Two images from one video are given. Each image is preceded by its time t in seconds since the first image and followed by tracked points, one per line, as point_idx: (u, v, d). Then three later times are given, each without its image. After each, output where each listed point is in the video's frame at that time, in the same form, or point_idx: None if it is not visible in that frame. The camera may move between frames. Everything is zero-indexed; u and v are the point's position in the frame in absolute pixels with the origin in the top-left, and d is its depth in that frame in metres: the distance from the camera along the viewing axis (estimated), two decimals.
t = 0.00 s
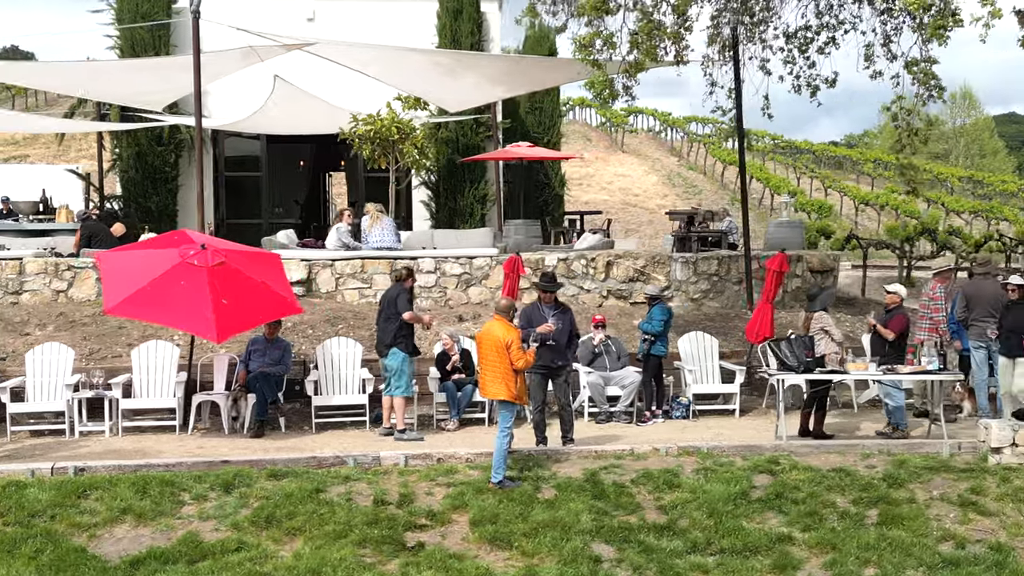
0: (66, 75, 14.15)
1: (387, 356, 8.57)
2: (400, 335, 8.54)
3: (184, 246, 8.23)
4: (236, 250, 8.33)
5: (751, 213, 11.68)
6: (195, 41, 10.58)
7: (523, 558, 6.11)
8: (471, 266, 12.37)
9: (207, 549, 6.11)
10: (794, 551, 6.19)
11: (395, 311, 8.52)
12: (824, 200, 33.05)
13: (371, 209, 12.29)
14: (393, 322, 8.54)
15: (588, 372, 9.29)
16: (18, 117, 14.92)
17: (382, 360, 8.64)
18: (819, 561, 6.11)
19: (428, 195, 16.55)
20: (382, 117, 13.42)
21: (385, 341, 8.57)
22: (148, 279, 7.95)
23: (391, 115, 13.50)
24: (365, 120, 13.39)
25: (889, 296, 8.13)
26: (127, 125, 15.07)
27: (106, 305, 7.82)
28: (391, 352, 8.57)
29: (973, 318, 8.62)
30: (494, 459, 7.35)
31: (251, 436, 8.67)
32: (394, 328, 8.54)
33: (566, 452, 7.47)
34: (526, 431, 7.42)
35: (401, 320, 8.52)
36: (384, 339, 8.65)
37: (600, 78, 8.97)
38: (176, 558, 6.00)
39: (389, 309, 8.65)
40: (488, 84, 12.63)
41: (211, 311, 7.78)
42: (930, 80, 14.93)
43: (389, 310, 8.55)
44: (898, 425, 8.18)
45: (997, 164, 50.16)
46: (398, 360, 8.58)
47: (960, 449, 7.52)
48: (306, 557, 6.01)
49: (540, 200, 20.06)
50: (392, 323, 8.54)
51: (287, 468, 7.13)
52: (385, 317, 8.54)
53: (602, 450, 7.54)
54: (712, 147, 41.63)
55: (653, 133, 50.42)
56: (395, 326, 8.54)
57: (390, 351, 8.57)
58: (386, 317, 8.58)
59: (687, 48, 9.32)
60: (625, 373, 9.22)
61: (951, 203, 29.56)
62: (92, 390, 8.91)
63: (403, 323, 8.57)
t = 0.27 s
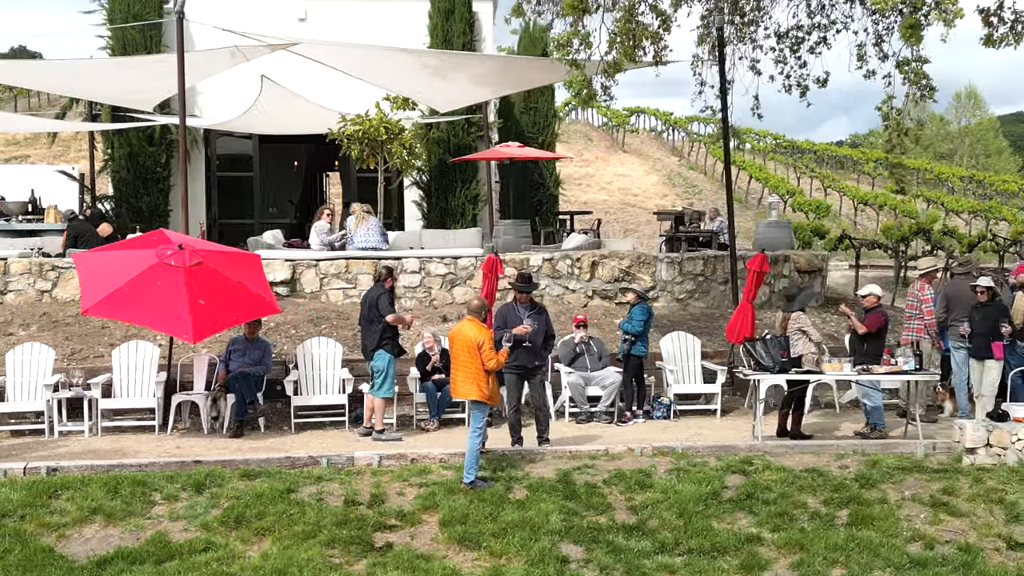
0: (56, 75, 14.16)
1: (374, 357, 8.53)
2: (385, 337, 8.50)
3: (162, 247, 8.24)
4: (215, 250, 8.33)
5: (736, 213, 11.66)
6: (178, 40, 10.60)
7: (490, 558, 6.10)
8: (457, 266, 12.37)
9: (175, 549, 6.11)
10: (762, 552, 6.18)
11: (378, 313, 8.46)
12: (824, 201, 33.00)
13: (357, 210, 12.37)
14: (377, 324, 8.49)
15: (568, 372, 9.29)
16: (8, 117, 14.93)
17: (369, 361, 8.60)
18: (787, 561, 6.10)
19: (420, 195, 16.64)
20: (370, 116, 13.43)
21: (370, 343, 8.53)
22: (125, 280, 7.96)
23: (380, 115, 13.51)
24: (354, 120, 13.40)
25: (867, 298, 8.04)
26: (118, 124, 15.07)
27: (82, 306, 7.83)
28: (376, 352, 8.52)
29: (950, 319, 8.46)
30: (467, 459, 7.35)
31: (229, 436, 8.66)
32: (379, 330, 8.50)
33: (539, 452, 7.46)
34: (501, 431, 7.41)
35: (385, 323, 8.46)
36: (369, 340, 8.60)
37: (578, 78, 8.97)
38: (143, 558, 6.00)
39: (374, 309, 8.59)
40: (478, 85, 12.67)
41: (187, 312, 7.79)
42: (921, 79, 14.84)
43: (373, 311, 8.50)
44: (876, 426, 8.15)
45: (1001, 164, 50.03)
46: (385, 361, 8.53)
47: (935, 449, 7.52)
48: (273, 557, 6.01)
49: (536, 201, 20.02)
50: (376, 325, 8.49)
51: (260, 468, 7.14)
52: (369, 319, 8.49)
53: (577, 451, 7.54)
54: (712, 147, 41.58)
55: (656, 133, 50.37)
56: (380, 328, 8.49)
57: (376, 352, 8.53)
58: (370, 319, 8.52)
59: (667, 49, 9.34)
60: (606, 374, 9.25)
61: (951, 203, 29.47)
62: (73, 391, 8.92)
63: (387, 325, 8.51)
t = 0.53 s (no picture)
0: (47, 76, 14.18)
1: (357, 358, 8.45)
2: (369, 339, 8.41)
3: (142, 247, 8.25)
4: (195, 251, 8.34)
5: (723, 213, 11.67)
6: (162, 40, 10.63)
7: (461, 558, 6.09)
8: (445, 267, 12.38)
9: (145, 549, 6.12)
10: (733, 552, 6.18)
11: (361, 314, 8.38)
12: (824, 200, 32.95)
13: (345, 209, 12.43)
14: (359, 326, 8.41)
15: (551, 372, 9.29)
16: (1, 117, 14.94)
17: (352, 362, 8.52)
18: (757, 562, 6.09)
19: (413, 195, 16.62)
20: (360, 116, 13.44)
21: (353, 344, 8.44)
22: (103, 281, 7.98)
23: (369, 115, 13.52)
24: (344, 120, 13.41)
25: (846, 296, 8.11)
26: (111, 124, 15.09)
27: (61, 306, 7.86)
28: (359, 353, 8.44)
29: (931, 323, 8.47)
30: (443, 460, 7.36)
31: (210, 435, 8.66)
32: (362, 332, 8.43)
33: (516, 453, 7.47)
34: (478, 432, 7.42)
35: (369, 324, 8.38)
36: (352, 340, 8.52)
37: (558, 78, 9.00)
38: (113, 558, 6.01)
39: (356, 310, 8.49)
40: (467, 86, 12.70)
41: (165, 313, 7.80)
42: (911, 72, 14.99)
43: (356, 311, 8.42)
44: (856, 426, 8.12)
45: (1005, 164, 49.88)
46: (369, 363, 8.44)
47: (912, 450, 7.52)
48: (244, 558, 6.01)
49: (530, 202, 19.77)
50: (358, 326, 8.41)
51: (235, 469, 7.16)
52: (351, 321, 8.40)
53: (554, 451, 7.55)
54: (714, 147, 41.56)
55: (659, 133, 50.35)
56: (363, 330, 8.42)
57: (358, 353, 8.44)
58: (352, 319, 8.44)
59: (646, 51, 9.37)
60: (588, 374, 9.25)
61: (950, 203, 29.40)
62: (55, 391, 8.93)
63: (369, 326, 8.44)
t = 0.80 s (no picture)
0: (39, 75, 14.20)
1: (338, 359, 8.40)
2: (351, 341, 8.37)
3: (124, 247, 8.26)
4: (178, 251, 8.34)
5: (710, 213, 11.67)
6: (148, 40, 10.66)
7: (433, 558, 6.09)
8: (434, 267, 12.39)
9: (117, 548, 6.12)
10: (705, 552, 6.17)
11: (345, 316, 8.35)
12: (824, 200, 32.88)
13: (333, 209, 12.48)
14: (342, 327, 8.37)
15: (534, 372, 9.29)
16: None
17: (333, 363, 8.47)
18: (729, 562, 6.08)
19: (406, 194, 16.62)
20: (351, 116, 13.45)
21: (336, 344, 8.38)
22: (84, 281, 7.99)
23: (360, 115, 13.54)
24: (334, 120, 13.42)
25: (826, 298, 8.08)
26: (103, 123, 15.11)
27: (41, 306, 7.88)
28: (341, 354, 8.39)
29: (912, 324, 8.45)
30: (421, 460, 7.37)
31: (193, 435, 8.67)
32: (345, 332, 8.39)
33: (494, 453, 7.48)
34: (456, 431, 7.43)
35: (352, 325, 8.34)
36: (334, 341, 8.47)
37: (539, 77, 9.03)
38: (85, 558, 6.02)
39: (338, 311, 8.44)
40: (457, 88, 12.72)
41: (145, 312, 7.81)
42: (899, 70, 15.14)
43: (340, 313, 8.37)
44: (837, 426, 8.11)
45: (1009, 163, 49.72)
46: (350, 364, 8.39)
47: (889, 450, 7.52)
48: (216, 557, 6.01)
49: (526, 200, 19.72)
50: (342, 328, 8.37)
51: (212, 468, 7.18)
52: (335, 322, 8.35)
53: (532, 451, 7.56)
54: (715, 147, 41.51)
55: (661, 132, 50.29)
56: (346, 332, 8.38)
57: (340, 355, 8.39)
58: (335, 320, 8.39)
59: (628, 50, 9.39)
60: (572, 374, 9.24)
61: (950, 203, 29.30)
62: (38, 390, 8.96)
63: (352, 328, 8.40)
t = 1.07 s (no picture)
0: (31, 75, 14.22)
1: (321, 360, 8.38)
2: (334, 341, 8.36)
3: (106, 246, 8.27)
4: (161, 251, 8.35)
5: (698, 213, 11.68)
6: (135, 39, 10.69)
7: (407, 558, 6.09)
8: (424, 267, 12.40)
9: (92, 548, 6.13)
10: (679, 552, 6.17)
11: (327, 315, 8.34)
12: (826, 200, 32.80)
13: (323, 209, 12.52)
14: (324, 327, 8.36)
15: (519, 372, 9.28)
16: None
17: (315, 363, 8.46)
18: (702, 562, 6.08)
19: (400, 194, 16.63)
20: (342, 116, 13.47)
21: (319, 344, 8.37)
22: (65, 281, 8.01)
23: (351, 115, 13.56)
24: (326, 120, 13.44)
25: (807, 298, 8.08)
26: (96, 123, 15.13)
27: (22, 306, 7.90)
28: (324, 355, 8.38)
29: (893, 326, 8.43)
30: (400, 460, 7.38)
31: (176, 435, 8.66)
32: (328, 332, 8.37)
33: (473, 453, 7.49)
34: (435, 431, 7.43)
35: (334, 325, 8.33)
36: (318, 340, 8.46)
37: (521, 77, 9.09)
38: (59, 557, 6.03)
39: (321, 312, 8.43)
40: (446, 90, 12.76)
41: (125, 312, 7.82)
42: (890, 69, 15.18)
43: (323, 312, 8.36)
44: (819, 426, 8.10)
45: (1015, 163, 49.51)
46: (331, 364, 8.39)
47: (868, 451, 7.52)
48: (190, 557, 6.02)
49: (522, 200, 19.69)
50: (324, 328, 8.35)
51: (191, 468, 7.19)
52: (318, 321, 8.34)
53: (511, 451, 7.57)
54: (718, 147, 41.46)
55: (665, 132, 50.23)
56: (330, 332, 8.36)
57: (322, 355, 8.37)
58: (318, 320, 8.38)
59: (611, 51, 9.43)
60: (556, 374, 9.24)
61: (952, 203, 29.20)
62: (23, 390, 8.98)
63: (335, 328, 8.38)
